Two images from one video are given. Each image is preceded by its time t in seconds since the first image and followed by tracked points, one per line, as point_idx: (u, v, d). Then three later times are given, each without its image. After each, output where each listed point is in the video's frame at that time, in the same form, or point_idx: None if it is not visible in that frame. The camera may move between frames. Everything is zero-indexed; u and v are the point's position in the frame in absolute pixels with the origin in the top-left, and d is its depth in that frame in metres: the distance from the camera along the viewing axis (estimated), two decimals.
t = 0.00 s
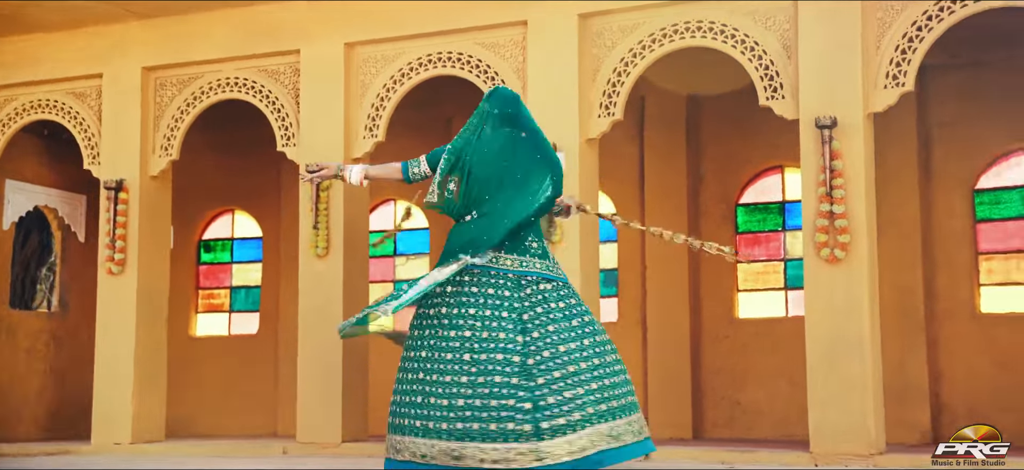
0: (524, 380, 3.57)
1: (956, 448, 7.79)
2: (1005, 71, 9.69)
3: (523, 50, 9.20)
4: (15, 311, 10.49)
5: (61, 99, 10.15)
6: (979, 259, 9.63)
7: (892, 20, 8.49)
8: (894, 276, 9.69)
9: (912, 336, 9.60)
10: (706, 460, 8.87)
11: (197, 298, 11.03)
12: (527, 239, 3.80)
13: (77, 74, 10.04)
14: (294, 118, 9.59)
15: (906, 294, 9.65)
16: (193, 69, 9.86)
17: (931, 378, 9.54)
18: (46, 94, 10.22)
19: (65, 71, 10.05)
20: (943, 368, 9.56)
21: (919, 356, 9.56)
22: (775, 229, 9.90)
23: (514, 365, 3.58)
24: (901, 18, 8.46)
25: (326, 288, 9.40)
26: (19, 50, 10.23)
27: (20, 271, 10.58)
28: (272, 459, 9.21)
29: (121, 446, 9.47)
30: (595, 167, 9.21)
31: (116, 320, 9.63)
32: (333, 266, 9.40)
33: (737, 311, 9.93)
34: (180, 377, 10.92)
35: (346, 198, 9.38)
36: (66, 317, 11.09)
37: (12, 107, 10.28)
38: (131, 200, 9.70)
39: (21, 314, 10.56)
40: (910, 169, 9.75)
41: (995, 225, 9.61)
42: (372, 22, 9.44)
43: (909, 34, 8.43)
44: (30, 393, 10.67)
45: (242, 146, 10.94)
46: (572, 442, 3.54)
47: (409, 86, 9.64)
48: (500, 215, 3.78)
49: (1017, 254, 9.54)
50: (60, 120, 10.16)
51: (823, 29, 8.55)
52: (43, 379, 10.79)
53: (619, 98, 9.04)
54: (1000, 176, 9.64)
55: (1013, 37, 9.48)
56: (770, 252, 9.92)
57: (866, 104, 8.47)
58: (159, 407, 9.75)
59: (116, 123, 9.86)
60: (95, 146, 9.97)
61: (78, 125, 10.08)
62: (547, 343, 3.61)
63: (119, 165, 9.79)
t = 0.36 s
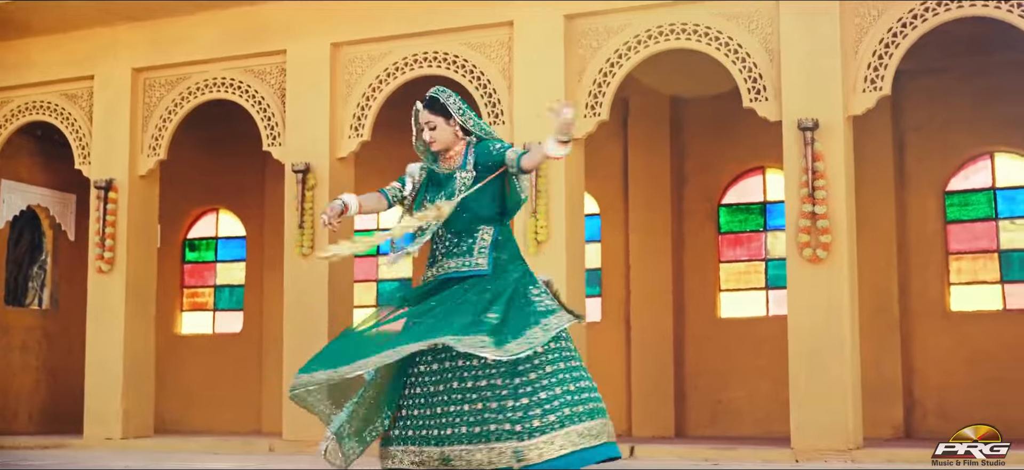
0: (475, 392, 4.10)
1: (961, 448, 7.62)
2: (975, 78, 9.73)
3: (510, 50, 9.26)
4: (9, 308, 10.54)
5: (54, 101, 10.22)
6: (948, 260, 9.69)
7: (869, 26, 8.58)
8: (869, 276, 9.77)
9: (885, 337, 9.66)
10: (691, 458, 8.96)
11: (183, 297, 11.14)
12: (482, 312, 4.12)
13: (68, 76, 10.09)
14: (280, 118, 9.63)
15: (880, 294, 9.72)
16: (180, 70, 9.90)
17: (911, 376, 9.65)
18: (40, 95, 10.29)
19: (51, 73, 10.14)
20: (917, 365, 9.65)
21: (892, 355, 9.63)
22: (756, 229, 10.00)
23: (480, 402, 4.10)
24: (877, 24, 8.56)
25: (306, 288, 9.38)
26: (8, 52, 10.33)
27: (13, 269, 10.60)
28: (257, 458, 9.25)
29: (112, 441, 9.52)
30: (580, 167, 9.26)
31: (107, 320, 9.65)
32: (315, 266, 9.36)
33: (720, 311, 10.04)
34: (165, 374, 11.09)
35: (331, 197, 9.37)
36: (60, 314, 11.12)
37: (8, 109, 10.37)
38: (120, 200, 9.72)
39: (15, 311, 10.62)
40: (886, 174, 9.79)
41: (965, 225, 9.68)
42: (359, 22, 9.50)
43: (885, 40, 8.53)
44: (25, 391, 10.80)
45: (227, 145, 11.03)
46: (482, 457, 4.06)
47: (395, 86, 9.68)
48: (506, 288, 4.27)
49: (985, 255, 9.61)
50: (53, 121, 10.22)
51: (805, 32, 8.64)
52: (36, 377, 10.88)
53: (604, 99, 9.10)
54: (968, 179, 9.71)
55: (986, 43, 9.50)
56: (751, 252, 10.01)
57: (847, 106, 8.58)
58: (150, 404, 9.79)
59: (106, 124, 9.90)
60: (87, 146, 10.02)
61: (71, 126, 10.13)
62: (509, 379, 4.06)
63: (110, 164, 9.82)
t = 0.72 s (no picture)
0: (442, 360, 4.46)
1: (961, 449, 7.70)
2: (951, 81, 9.76)
3: (494, 50, 9.23)
4: None
5: (34, 99, 10.16)
6: (929, 260, 9.75)
7: (854, 28, 8.57)
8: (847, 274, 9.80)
9: (865, 337, 9.69)
10: (676, 458, 8.97)
11: (161, 296, 11.15)
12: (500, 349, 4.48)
13: (51, 73, 10.02)
14: (262, 117, 9.56)
15: (863, 293, 9.74)
16: (161, 68, 9.84)
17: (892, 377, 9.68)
18: (20, 93, 10.24)
19: (32, 70, 10.07)
20: (897, 365, 9.67)
21: (874, 353, 9.65)
22: (739, 230, 10.04)
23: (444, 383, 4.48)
24: (862, 25, 8.56)
25: (293, 288, 9.38)
26: None
27: None
28: (239, 457, 9.19)
29: (91, 441, 9.42)
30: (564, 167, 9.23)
31: (86, 319, 9.57)
32: (300, 266, 9.37)
33: (702, 311, 10.07)
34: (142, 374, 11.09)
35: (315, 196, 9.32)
36: (36, 314, 11.05)
37: None
38: (100, 199, 9.64)
39: None
40: (866, 175, 9.80)
41: (946, 227, 9.75)
42: (343, 21, 9.45)
43: (869, 42, 8.52)
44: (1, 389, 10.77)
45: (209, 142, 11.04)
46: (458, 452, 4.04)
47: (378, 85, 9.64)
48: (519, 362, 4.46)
49: (966, 256, 9.68)
50: (34, 120, 10.16)
51: (791, 33, 8.62)
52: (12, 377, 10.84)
53: (590, 98, 9.07)
54: (950, 180, 9.76)
55: (969, 46, 9.55)
56: (734, 253, 10.05)
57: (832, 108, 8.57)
58: (128, 404, 9.71)
59: (85, 122, 9.83)
60: (66, 145, 9.95)
61: (50, 124, 10.08)
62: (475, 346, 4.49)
63: (89, 162, 9.74)
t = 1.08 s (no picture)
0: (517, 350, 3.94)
1: (960, 447, 7.91)
2: (932, 83, 9.79)
3: (479, 50, 9.19)
4: None
5: (14, 97, 10.11)
6: (911, 262, 9.78)
7: (838, 29, 8.59)
8: (833, 276, 9.85)
9: (850, 338, 9.73)
10: (661, 459, 8.98)
11: (141, 296, 11.17)
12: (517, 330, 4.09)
13: (31, 71, 9.97)
14: (245, 117, 9.52)
15: (845, 294, 9.79)
16: (144, 67, 9.80)
17: (874, 377, 9.72)
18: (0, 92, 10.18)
19: (15, 68, 10.03)
20: (880, 366, 9.71)
21: (857, 356, 9.71)
22: (721, 231, 10.15)
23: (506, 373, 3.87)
24: (846, 27, 8.57)
25: (276, 288, 9.32)
26: None
27: None
28: (219, 457, 9.13)
29: (71, 442, 9.37)
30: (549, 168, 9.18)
31: (67, 319, 9.54)
32: (284, 266, 9.31)
33: (684, 312, 10.15)
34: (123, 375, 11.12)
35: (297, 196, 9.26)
36: (15, 316, 10.98)
37: None
38: (81, 198, 9.63)
39: None
40: (849, 177, 9.87)
41: (927, 228, 9.78)
42: (327, 21, 9.41)
43: (854, 44, 8.54)
44: None
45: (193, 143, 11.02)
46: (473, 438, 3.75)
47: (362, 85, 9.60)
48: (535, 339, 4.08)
49: (949, 257, 9.71)
50: (13, 118, 10.10)
51: (776, 34, 8.62)
52: None
53: (575, 99, 9.03)
54: (932, 181, 9.79)
55: (952, 49, 9.60)
56: (716, 254, 10.15)
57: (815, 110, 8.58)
58: (108, 404, 9.64)
59: (66, 121, 9.79)
60: (47, 144, 9.92)
61: (30, 124, 10.01)
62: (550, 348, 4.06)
63: (70, 162, 9.71)
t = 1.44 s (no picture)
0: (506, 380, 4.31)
1: (959, 448, 7.82)
2: (917, 86, 9.81)
3: (465, 50, 9.10)
4: None
5: None
6: (894, 264, 9.81)
7: (825, 31, 8.44)
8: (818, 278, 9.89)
9: (834, 340, 9.78)
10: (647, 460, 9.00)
11: (122, 296, 11.39)
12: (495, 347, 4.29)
13: (14, 70, 9.94)
14: (230, 117, 9.48)
15: (830, 297, 9.83)
16: (127, 66, 9.77)
17: (857, 379, 9.76)
18: None
19: None
20: (863, 369, 9.74)
21: (841, 358, 9.75)
22: (705, 232, 10.16)
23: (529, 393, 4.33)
24: (833, 30, 8.43)
25: (260, 288, 9.26)
26: None
27: None
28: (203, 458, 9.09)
29: (54, 443, 9.32)
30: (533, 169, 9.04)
31: (48, 319, 9.49)
32: (268, 266, 9.26)
33: (669, 313, 10.17)
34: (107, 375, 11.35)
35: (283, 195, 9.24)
36: None
37: None
38: (63, 198, 9.58)
39: None
40: (833, 179, 9.90)
41: (911, 230, 9.80)
42: (312, 21, 9.35)
43: (841, 46, 8.39)
44: None
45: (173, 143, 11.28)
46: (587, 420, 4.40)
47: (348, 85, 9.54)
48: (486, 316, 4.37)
49: (931, 259, 9.74)
50: None
51: (764, 34, 8.47)
52: None
53: (560, 101, 8.90)
54: (915, 184, 9.82)
55: (935, 52, 9.61)
56: (700, 255, 10.17)
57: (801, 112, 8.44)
58: (89, 404, 9.55)
59: (49, 120, 9.75)
60: (30, 144, 9.88)
61: (14, 123, 9.99)
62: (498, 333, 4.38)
63: (54, 161, 9.68)
